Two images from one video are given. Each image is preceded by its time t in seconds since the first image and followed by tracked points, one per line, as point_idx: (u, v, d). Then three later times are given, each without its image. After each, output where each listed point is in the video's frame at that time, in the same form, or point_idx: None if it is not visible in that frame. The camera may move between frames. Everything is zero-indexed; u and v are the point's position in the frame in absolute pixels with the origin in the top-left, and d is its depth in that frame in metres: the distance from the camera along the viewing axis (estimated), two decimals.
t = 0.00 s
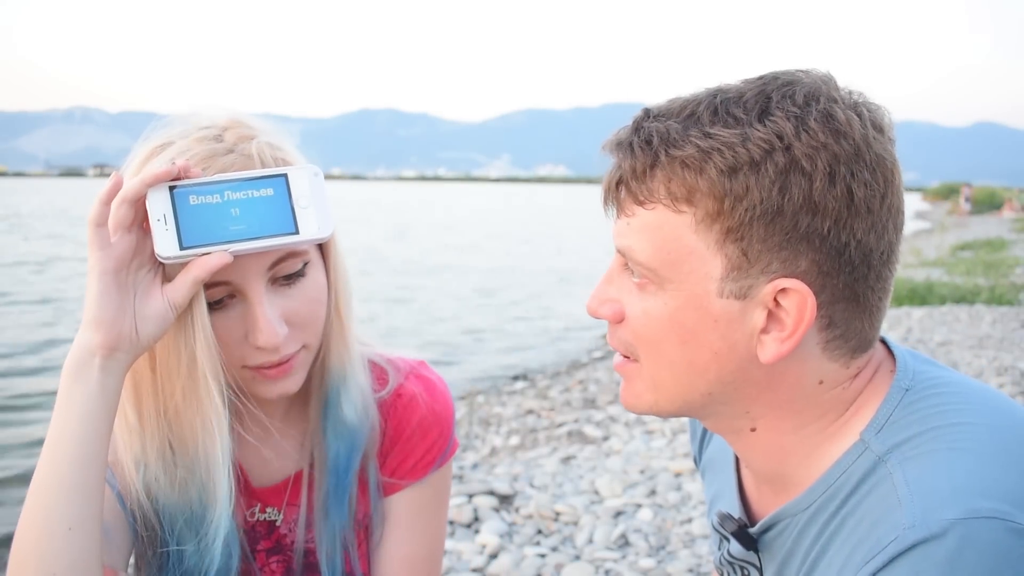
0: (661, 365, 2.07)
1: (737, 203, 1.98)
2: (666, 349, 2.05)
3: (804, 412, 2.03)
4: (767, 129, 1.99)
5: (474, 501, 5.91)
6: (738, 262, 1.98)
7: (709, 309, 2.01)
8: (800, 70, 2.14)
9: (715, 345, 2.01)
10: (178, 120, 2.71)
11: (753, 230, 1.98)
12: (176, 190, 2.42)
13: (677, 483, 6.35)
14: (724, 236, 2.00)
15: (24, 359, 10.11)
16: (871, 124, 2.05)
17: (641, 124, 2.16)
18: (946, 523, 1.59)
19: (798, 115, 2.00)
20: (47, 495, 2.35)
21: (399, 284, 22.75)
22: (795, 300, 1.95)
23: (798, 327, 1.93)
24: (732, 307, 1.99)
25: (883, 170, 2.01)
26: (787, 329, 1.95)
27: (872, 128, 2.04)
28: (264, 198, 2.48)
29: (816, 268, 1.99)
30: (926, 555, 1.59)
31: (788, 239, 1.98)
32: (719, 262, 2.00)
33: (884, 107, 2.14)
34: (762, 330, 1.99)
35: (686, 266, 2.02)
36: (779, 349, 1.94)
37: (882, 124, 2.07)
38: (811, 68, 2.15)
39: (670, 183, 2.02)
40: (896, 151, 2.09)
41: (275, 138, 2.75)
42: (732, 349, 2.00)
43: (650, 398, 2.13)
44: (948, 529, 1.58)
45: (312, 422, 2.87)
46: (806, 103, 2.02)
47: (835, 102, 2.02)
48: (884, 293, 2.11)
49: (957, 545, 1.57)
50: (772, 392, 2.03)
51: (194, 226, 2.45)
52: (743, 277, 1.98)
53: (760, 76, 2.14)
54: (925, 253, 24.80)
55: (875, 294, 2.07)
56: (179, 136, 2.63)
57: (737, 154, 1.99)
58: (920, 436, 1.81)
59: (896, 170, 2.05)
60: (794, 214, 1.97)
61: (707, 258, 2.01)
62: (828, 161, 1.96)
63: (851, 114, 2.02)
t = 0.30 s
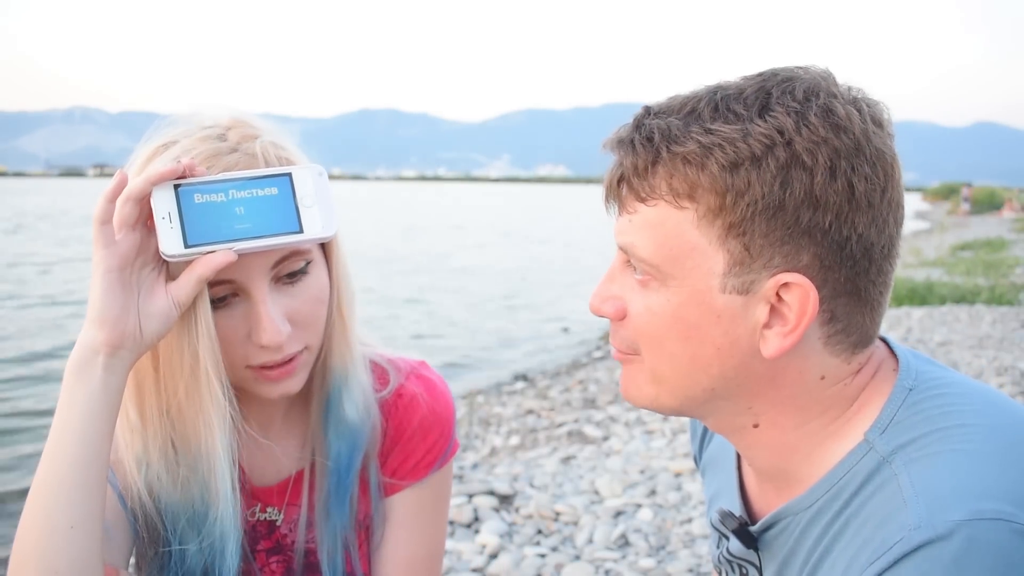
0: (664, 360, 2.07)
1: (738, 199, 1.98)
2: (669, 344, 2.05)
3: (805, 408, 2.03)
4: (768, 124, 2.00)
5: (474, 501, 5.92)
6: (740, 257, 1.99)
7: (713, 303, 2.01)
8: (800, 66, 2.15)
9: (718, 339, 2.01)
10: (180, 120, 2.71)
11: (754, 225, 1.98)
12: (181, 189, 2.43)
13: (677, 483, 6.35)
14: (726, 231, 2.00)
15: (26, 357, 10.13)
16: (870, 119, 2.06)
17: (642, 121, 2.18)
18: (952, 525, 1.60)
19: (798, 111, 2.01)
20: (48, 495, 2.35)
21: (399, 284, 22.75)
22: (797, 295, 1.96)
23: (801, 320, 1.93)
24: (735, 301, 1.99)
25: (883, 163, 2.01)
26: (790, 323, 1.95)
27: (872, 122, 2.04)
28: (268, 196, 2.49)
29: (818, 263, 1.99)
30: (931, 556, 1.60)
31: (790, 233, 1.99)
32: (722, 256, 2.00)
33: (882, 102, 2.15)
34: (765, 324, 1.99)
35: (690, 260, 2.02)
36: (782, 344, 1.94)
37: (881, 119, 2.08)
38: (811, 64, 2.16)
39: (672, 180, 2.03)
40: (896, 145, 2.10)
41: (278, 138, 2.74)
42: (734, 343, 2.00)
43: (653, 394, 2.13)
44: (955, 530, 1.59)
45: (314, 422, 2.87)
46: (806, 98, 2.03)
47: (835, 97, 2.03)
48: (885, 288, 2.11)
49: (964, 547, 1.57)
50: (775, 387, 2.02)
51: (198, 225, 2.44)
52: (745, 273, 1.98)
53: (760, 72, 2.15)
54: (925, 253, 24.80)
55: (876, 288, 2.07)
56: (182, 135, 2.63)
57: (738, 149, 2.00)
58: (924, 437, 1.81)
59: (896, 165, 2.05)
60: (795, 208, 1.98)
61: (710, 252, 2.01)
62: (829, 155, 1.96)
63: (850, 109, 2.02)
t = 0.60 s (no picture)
0: (678, 342, 2.05)
1: (760, 178, 1.97)
2: (683, 326, 2.03)
3: (816, 394, 2.01)
4: (790, 106, 2.01)
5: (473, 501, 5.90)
6: (759, 237, 1.97)
7: (730, 283, 1.99)
8: (816, 54, 2.17)
9: (735, 320, 1.99)
10: (182, 120, 2.69)
11: (775, 204, 1.98)
12: (193, 184, 2.41)
13: (677, 483, 6.33)
14: (746, 211, 1.99)
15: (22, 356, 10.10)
16: (887, 107, 2.09)
17: (662, 103, 2.17)
18: (961, 522, 1.59)
19: (818, 93, 2.02)
20: (55, 494, 2.33)
21: (399, 284, 22.72)
22: (815, 274, 1.95)
23: (818, 301, 1.93)
24: (753, 281, 1.98)
25: (899, 148, 2.04)
26: (806, 304, 1.94)
27: (889, 110, 2.08)
28: (280, 192, 2.49)
29: (835, 244, 1.99)
30: (940, 552, 1.59)
31: (809, 212, 1.99)
32: (740, 236, 1.99)
33: (893, 93, 2.19)
34: (781, 305, 1.98)
35: (708, 241, 2.00)
36: (798, 324, 1.93)
37: (895, 108, 2.12)
38: (826, 53, 2.18)
39: (693, 158, 2.01)
40: (908, 133, 2.13)
41: (281, 137, 2.72)
42: (751, 324, 1.99)
43: (665, 377, 2.11)
44: (964, 526, 1.58)
45: (319, 419, 2.85)
46: (826, 82, 2.05)
47: (853, 82, 2.05)
48: (895, 273, 2.13)
49: (974, 543, 1.57)
50: (787, 370, 2.01)
51: (209, 219, 2.42)
52: (763, 252, 1.97)
53: (777, 58, 2.17)
54: (925, 253, 24.80)
55: (888, 271, 2.08)
56: (186, 135, 2.62)
57: (760, 129, 2.00)
58: (931, 433, 1.79)
59: (909, 151, 2.09)
60: (815, 188, 1.98)
61: (729, 232, 1.99)
62: (849, 137, 1.98)
63: (868, 94, 2.06)
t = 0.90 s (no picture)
0: (683, 343, 2.05)
1: (761, 178, 1.98)
2: (688, 326, 2.04)
3: (819, 393, 2.02)
4: (789, 106, 2.02)
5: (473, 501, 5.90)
6: (762, 237, 1.98)
7: (734, 284, 2.00)
8: (814, 53, 2.18)
9: (740, 320, 2.00)
10: (187, 121, 2.70)
11: (777, 204, 1.98)
12: (202, 184, 2.42)
13: (677, 483, 6.34)
14: (748, 211, 1.99)
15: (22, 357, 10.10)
16: (886, 105, 2.10)
17: (662, 106, 2.17)
18: (964, 522, 1.59)
19: (817, 93, 2.03)
20: (60, 493, 2.33)
21: (399, 284, 22.72)
22: (818, 272, 1.95)
23: (820, 299, 1.93)
24: (756, 281, 1.98)
25: (898, 146, 2.05)
26: (809, 303, 1.95)
27: (888, 108, 2.09)
28: (288, 193, 2.49)
29: (837, 242, 1.99)
30: (943, 552, 1.59)
31: (811, 212, 1.99)
32: (743, 236, 1.99)
33: (891, 91, 2.20)
34: (784, 306, 1.98)
35: (711, 241, 2.01)
36: (802, 322, 1.93)
37: (894, 106, 2.12)
38: (824, 52, 2.19)
39: (694, 160, 2.02)
40: (907, 131, 2.14)
41: (288, 137, 2.73)
42: (755, 323, 1.99)
43: (671, 378, 2.11)
44: (967, 526, 1.59)
45: (323, 419, 2.85)
46: (825, 82, 2.05)
47: (852, 81, 2.06)
48: (897, 270, 2.13)
49: (976, 543, 1.57)
50: (791, 370, 2.02)
51: (218, 220, 2.43)
52: (766, 252, 1.98)
53: (776, 59, 2.17)
54: (925, 253, 24.82)
55: (890, 268, 2.08)
56: (193, 135, 2.62)
57: (760, 130, 2.00)
58: (934, 433, 1.79)
59: (909, 148, 2.09)
60: (817, 187, 1.98)
61: (732, 233, 2.00)
62: (849, 136, 1.99)
63: (867, 92, 2.07)
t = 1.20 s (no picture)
0: (683, 346, 2.05)
1: (763, 181, 1.98)
2: (688, 330, 2.04)
3: (820, 397, 2.01)
4: (792, 108, 2.01)
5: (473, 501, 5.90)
6: (764, 240, 1.98)
7: (736, 287, 1.99)
8: (816, 55, 2.17)
9: (740, 324, 2.00)
10: (189, 121, 2.70)
11: (779, 207, 1.98)
12: (203, 185, 2.42)
13: (677, 483, 6.34)
14: (750, 214, 1.99)
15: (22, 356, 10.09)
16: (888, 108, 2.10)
17: (664, 106, 2.17)
18: (966, 525, 1.59)
19: (820, 96, 2.03)
20: (61, 493, 2.33)
21: (399, 284, 22.72)
22: (819, 276, 1.96)
23: (823, 303, 1.94)
24: (757, 284, 1.98)
25: (901, 149, 2.05)
26: (811, 306, 1.95)
27: (891, 111, 2.09)
28: (289, 195, 2.49)
29: (839, 246, 1.99)
30: (944, 555, 1.59)
31: (813, 215, 1.99)
32: (745, 239, 1.99)
33: (893, 93, 2.20)
34: (786, 309, 1.98)
35: (713, 244, 2.01)
36: (803, 326, 1.94)
37: (896, 108, 2.12)
38: (827, 54, 2.19)
39: (696, 162, 2.01)
40: (909, 133, 2.14)
41: (290, 138, 2.73)
42: (757, 327, 1.99)
43: (670, 382, 2.11)
44: (968, 530, 1.59)
45: (324, 419, 2.85)
46: (827, 84, 2.05)
47: (854, 84, 2.06)
48: (898, 273, 2.13)
49: (977, 547, 1.57)
50: (791, 373, 2.01)
51: (219, 221, 2.42)
52: (768, 255, 1.97)
53: (778, 61, 2.17)
54: (925, 253, 24.83)
55: (891, 271, 2.08)
56: (194, 135, 2.62)
57: (763, 132, 2.00)
58: (936, 435, 1.79)
59: (911, 151, 2.09)
60: (819, 190, 1.98)
61: (734, 236, 2.00)
62: (851, 139, 1.98)
63: (870, 95, 2.06)
